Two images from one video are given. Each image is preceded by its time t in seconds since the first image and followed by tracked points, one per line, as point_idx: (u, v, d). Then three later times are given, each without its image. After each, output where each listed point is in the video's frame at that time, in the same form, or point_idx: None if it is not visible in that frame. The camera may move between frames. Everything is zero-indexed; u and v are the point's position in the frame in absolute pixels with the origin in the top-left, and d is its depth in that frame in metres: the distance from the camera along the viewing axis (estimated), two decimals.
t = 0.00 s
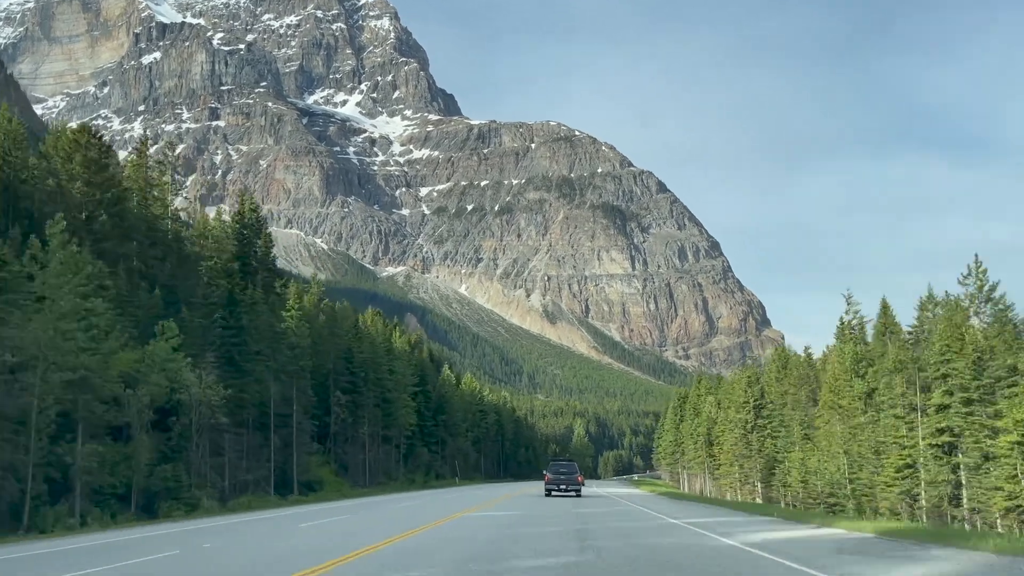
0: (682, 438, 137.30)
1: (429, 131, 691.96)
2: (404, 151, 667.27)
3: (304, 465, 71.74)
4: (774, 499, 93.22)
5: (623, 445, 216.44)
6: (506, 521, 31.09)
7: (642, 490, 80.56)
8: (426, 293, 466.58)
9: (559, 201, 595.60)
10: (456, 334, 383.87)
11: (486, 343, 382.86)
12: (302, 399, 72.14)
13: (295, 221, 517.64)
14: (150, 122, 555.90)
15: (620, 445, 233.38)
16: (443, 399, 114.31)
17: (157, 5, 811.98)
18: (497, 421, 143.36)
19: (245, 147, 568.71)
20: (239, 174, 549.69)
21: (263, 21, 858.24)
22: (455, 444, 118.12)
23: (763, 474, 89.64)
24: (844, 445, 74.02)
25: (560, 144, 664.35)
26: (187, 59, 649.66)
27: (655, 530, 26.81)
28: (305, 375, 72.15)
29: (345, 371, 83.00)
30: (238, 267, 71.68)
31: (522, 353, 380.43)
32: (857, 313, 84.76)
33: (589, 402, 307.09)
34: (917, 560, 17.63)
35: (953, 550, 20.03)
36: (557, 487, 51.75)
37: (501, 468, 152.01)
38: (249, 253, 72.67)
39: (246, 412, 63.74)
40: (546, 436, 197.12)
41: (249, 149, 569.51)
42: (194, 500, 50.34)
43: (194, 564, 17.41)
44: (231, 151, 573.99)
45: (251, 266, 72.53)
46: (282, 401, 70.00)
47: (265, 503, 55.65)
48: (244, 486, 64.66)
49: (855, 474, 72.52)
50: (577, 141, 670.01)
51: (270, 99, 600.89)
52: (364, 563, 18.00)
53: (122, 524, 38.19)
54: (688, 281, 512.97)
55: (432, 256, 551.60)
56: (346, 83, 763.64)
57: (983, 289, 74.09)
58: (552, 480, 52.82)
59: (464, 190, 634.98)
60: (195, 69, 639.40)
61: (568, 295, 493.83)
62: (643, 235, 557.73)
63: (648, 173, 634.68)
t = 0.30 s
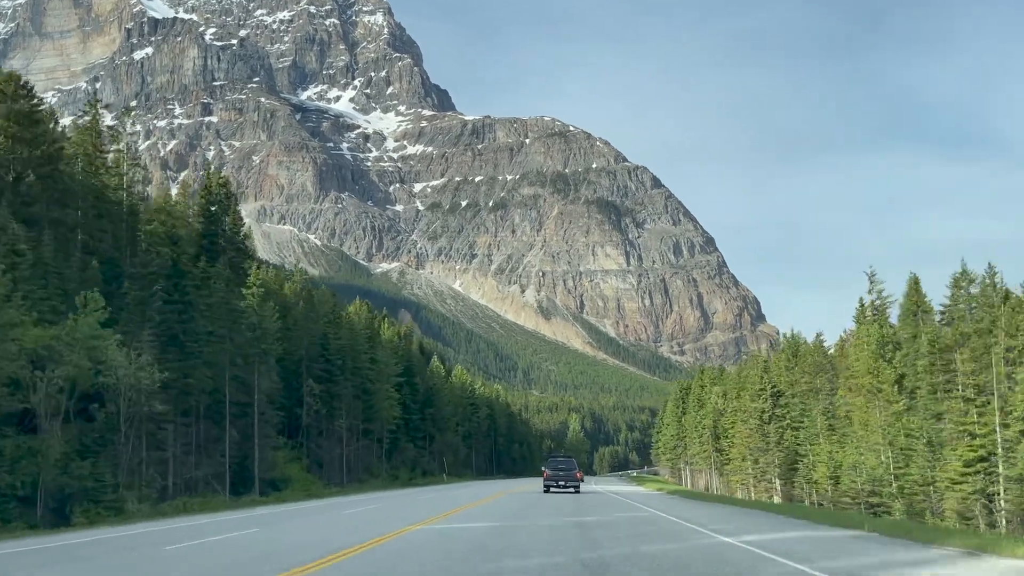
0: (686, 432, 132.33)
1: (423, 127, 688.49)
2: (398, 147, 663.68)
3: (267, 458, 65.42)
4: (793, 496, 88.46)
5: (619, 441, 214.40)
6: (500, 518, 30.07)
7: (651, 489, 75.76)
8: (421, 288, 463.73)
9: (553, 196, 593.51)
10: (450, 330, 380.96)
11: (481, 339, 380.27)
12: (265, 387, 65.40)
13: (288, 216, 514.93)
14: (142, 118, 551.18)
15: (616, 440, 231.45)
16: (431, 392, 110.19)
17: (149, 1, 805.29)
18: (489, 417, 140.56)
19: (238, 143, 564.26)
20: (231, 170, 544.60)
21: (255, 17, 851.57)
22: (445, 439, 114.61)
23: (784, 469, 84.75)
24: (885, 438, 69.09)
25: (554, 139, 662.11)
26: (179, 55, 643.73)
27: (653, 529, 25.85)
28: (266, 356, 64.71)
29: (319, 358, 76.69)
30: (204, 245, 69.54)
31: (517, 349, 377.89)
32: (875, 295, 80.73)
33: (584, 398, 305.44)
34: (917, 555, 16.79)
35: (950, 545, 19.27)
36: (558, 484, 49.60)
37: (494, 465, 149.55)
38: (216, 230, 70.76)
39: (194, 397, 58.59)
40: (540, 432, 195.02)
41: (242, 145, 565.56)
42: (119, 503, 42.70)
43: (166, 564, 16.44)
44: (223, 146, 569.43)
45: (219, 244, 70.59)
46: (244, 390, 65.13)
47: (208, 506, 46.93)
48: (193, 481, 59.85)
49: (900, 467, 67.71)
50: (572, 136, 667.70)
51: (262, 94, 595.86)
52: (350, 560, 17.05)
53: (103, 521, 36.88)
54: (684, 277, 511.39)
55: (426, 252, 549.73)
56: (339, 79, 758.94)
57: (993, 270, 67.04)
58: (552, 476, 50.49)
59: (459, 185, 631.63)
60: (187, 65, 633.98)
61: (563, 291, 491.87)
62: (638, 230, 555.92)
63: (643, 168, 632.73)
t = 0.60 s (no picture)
0: (690, 429, 127.71)
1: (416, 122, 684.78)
2: (391, 143, 659.97)
3: (219, 454, 56.50)
4: (820, 494, 80.45)
5: (615, 438, 212.13)
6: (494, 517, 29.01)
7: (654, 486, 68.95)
8: (414, 285, 460.55)
9: (547, 192, 590.92)
10: (444, 327, 377.83)
11: (475, 335, 377.57)
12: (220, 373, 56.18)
13: (280, 213, 511.71)
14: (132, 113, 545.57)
15: (612, 437, 229.34)
16: (416, 385, 106.47)
17: None
18: (480, 412, 137.59)
19: (230, 139, 559.43)
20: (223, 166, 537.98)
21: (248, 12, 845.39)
22: (432, 433, 111.12)
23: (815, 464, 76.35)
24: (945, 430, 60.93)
25: (548, 135, 659.45)
26: (171, 50, 637.67)
27: (646, 526, 24.88)
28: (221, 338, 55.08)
29: (289, 343, 70.40)
30: (163, 222, 66.64)
31: (511, 345, 375.21)
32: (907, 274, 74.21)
33: (579, 395, 303.59)
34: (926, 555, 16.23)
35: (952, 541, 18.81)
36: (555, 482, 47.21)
37: (485, 462, 146.87)
38: (177, 205, 67.93)
39: (133, 385, 49.48)
40: (535, 428, 192.38)
41: (233, 140, 560.82)
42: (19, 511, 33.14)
43: (144, 565, 15.65)
44: (215, 142, 564.54)
45: (179, 221, 67.86)
46: (192, 377, 55.69)
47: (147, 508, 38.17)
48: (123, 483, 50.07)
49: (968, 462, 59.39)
50: (566, 132, 665.25)
51: (254, 90, 590.43)
52: (339, 558, 16.31)
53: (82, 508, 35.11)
54: (678, 273, 509.54)
55: (419, 248, 546.76)
56: (332, 75, 753.86)
57: None
58: (550, 474, 48.12)
59: (452, 181, 628.17)
60: (178, 60, 628.22)
61: (557, 287, 489.69)
62: (633, 226, 553.69)
63: (637, 164, 630.66)
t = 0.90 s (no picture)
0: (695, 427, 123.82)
1: (410, 119, 680.92)
2: (385, 140, 656.38)
3: (163, 450, 49.54)
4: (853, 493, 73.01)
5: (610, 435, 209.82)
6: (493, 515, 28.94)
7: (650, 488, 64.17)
8: (407, 282, 457.60)
9: (542, 189, 588.58)
10: (438, 324, 375.03)
11: (469, 333, 375.02)
12: (165, 360, 49.06)
13: (273, 209, 508.32)
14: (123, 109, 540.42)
15: (607, 434, 227.64)
16: (402, 378, 103.50)
17: None
18: (471, 408, 135.10)
19: (222, 135, 554.95)
20: (215, 162, 539.54)
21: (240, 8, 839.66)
22: (418, 428, 108.13)
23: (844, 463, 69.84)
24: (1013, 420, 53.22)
25: (543, 132, 657.08)
26: (162, 45, 632.08)
27: (650, 525, 24.05)
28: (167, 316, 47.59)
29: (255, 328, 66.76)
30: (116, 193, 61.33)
31: (504, 343, 372.57)
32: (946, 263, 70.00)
33: (574, 392, 301.57)
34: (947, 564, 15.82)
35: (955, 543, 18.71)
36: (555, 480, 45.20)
37: (476, 460, 144.64)
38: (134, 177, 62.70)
39: (51, 367, 42.43)
40: (529, 425, 190.02)
41: (226, 137, 556.27)
42: None
43: (147, 564, 15.87)
44: (207, 138, 559.91)
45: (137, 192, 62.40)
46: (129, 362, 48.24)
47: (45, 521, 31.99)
48: (35, 483, 42.05)
49: None
50: (560, 128, 663.16)
51: (246, 85, 585.37)
52: (338, 557, 16.43)
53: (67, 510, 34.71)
54: (673, 270, 507.65)
55: (413, 245, 544.28)
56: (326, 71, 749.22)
57: None
58: (548, 472, 46.18)
59: (446, 177, 624.93)
60: (170, 55, 622.90)
61: (551, 284, 487.69)
62: (627, 223, 551.69)
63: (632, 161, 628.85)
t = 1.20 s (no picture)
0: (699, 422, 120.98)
1: (403, 115, 677.28)
2: (378, 136, 652.40)
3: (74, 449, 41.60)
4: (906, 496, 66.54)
5: (604, 432, 207.60)
6: (489, 514, 27.06)
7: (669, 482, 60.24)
8: (400, 279, 454.40)
9: (535, 185, 586.14)
10: (431, 322, 372.28)
11: (462, 330, 372.34)
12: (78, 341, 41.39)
13: (265, 205, 504.20)
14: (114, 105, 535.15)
15: (601, 431, 226.32)
16: (385, 369, 100.40)
17: None
18: (459, 401, 132.50)
19: (214, 131, 550.08)
20: (207, 158, 534.34)
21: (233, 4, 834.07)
22: (399, 423, 105.15)
23: (894, 459, 63.42)
24: None
25: (537, 128, 654.52)
26: (153, 41, 626.64)
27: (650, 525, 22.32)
28: (84, 286, 40.17)
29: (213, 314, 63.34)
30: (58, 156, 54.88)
31: (498, 340, 370.05)
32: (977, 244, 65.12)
33: (568, 389, 299.44)
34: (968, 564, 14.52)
35: (979, 548, 16.95)
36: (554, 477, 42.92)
37: (465, 456, 142.08)
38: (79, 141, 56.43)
39: None
40: (521, 422, 187.65)
41: (217, 133, 551.61)
42: None
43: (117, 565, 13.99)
44: (198, 134, 555.03)
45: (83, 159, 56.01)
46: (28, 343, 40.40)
47: None
48: None
49: None
50: (554, 125, 660.74)
51: (238, 81, 580.47)
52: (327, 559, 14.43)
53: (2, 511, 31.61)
54: (666, 267, 506.00)
55: (406, 242, 541.71)
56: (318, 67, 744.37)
57: None
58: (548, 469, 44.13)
59: (440, 174, 621.78)
60: (161, 51, 617.58)
61: (545, 281, 485.28)
62: (621, 220, 549.78)
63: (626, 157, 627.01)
